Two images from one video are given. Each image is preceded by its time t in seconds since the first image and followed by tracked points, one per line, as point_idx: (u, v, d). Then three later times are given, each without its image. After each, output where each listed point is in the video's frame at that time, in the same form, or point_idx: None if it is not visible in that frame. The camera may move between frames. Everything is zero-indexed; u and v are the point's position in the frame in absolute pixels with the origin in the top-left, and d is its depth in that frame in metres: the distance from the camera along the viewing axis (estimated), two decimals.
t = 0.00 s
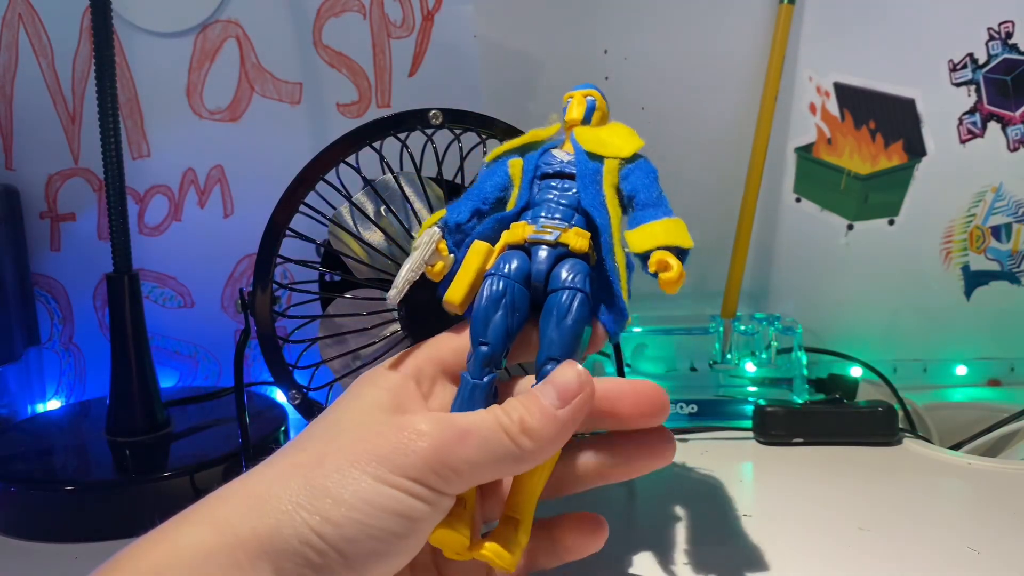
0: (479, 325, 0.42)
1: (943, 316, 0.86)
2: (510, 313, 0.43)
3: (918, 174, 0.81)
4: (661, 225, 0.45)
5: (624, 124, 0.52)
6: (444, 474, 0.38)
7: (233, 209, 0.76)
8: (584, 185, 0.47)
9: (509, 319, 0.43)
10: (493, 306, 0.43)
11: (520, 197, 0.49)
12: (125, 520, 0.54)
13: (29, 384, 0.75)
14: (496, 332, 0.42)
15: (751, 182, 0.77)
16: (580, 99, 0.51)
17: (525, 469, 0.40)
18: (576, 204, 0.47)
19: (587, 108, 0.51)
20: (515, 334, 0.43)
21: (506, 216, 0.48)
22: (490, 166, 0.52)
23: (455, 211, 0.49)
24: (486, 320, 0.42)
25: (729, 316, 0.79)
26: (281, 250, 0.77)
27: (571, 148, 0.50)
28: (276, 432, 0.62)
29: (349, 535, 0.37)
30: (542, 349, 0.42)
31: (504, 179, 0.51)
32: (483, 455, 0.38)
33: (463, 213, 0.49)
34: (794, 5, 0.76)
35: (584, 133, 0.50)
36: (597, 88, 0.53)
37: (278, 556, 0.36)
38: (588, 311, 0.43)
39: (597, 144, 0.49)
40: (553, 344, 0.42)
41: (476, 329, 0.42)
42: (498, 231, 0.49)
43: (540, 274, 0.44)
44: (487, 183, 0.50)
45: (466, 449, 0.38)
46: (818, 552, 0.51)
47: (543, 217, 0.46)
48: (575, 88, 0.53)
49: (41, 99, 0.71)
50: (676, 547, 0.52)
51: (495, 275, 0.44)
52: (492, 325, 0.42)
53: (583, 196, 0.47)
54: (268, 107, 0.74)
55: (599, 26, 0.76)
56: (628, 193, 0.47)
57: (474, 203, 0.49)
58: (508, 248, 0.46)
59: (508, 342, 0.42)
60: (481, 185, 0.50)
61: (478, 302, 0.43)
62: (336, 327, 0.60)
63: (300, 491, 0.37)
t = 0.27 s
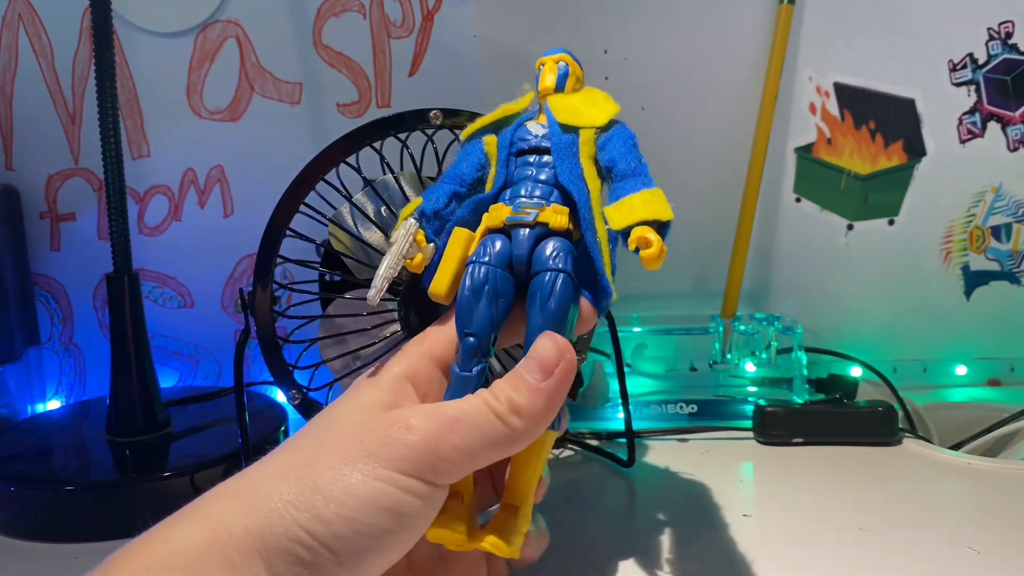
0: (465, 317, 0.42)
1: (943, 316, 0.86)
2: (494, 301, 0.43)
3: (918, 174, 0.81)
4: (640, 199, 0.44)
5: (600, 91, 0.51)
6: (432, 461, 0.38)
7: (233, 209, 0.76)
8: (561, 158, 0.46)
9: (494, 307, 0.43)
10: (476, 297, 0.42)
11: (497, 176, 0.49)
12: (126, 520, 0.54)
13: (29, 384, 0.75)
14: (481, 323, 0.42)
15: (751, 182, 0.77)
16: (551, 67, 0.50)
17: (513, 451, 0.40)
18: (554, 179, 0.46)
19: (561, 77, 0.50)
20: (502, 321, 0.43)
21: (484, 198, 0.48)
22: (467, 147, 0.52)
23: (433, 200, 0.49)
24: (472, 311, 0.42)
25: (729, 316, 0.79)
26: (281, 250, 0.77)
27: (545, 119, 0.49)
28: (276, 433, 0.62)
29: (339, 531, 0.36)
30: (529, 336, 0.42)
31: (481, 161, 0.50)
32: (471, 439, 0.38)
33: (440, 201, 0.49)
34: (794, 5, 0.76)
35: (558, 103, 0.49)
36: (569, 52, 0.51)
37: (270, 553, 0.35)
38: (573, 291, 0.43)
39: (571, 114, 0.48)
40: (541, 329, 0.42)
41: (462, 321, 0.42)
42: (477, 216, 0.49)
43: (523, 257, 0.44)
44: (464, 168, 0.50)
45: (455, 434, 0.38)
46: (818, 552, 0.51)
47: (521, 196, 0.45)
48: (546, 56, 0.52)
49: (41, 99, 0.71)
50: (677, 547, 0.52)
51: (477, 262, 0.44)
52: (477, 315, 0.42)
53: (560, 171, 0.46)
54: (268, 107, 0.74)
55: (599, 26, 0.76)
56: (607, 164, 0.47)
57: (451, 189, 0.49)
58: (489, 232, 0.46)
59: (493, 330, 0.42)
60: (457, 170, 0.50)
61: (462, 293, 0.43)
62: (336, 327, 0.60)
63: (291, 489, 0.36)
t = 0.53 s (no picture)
0: (489, 348, 0.42)
1: (943, 317, 0.86)
2: (519, 331, 0.42)
3: (918, 173, 0.81)
4: (670, 225, 0.43)
5: (621, 88, 0.49)
6: (446, 485, 0.38)
7: (233, 209, 0.76)
8: (584, 174, 0.46)
9: (518, 337, 0.42)
10: (498, 328, 0.42)
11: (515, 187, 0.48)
12: (126, 520, 0.54)
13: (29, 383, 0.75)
14: (506, 355, 0.42)
15: (751, 182, 0.77)
16: (570, 65, 0.49)
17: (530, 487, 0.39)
18: (577, 198, 0.46)
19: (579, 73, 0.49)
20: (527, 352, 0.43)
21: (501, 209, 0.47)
22: (479, 147, 0.50)
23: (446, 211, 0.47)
24: (495, 343, 0.42)
25: (729, 316, 0.79)
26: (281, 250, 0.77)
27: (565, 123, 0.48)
28: (275, 433, 0.62)
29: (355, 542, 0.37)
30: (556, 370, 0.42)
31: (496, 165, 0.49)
32: (487, 469, 0.38)
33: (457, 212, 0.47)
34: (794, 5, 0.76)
35: (580, 108, 0.48)
36: (591, 44, 0.50)
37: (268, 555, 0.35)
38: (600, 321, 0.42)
39: (594, 123, 0.46)
40: (567, 363, 0.42)
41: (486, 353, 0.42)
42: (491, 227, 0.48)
43: (547, 282, 0.43)
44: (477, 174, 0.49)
45: (472, 463, 0.38)
46: (818, 552, 0.51)
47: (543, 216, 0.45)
48: (565, 47, 0.50)
49: (41, 99, 0.71)
50: (677, 547, 0.52)
51: (499, 289, 0.43)
52: (501, 348, 0.42)
53: (583, 190, 0.45)
54: (268, 107, 0.74)
55: (599, 26, 0.76)
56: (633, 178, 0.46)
57: (467, 197, 0.48)
58: (508, 249, 0.45)
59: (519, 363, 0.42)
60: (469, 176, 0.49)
61: (484, 322, 0.42)
62: (336, 327, 0.60)
63: (311, 499, 0.36)
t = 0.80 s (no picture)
0: (467, 336, 0.43)
1: (943, 317, 0.86)
2: (491, 314, 0.43)
3: (919, 174, 0.81)
4: (617, 190, 0.44)
5: (540, 72, 0.49)
6: (462, 478, 0.40)
7: (233, 209, 0.76)
8: (524, 156, 0.46)
9: (490, 320, 0.43)
10: (472, 314, 0.43)
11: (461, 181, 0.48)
12: (127, 520, 0.54)
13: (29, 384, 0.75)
14: (484, 339, 0.43)
15: (752, 182, 0.77)
16: (486, 54, 0.49)
17: (534, 460, 0.42)
18: (520, 178, 0.46)
19: (490, 61, 0.49)
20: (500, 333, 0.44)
21: (454, 204, 0.48)
22: (413, 149, 0.50)
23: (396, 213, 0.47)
24: (471, 329, 0.43)
25: (729, 316, 0.79)
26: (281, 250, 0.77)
27: (494, 113, 0.48)
28: (276, 433, 0.62)
29: (367, 542, 0.37)
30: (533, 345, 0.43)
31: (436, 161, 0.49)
32: (499, 456, 0.40)
33: (409, 212, 0.47)
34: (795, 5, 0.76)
35: (503, 95, 0.48)
36: (500, 32, 0.50)
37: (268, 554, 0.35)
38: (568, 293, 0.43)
39: (524, 107, 0.47)
40: (543, 337, 0.43)
41: (466, 341, 0.43)
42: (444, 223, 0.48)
43: (508, 265, 0.44)
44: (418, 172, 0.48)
45: (485, 454, 0.39)
46: (818, 552, 0.51)
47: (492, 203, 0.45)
48: (478, 40, 0.50)
49: (41, 98, 0.71)
50: (677, 547, 0.51)
51: (467, 279, 0.43)
52: (477, 332, 0.43)
53: (525, 170, 0.46)
54: (268, 107, 0.74)
55: (599, 26, 0.76)
56: (571, 153, 0.46)
57: (415, 197, 0.48)
58: (465, 241, 0.45)
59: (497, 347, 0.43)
60: (410, 176, 0.48)
61: (458, 311, 0.43)
62: (336, 327, 0.60)
63: (310, 500, 0.36)
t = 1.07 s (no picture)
0: (467, 332, 0.42)
1: (943, 317, 0.86)
2: (493, 312, 0.43)
3: (919, 174, 0.81)
4: (624, 185, 0.44)
5: (551, 89, 0.51)
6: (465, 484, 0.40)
7: (233, 209, 0.76)
8: (535, 160, 0.46)
9: (493, 318, 0.42)
10: (475, 310, 0.42)
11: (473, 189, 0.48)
12: (126, 520, 0.54)
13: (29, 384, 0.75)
14: (485, 337, 0.42)
15: (751, 182, 0.77)
16: (498, 69, 0.50)
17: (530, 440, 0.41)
18: (531, 181, 0.46)
19: (503, 77, 0.50)
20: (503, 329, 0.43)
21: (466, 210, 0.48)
22: (429, 165, 0.51)
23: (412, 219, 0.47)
24: (472, 325, 0.42)
25: (729, 317, 0.79)
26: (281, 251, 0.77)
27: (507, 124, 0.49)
28: (276, 433, 0.62)
29: (372, 543, 0.37)
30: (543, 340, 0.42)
31: (450, 172, 0.50)
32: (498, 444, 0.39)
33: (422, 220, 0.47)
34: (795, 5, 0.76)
35: (515, 106, 0.49)
36: (511, 53, 0.52)
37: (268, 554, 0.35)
38: (579, 288, 0.43)
39: (534, 116, 0.48)
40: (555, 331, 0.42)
41: (466, 336, 0.42)
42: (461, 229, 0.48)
43: (517, 263, 0.43)
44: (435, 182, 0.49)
45: (481, 441, 0.39)
46: (818, 552, 0.51)
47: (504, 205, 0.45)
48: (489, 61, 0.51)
49: (41, 98, 0.71)
50: (677, 548, 0.51)
51: (474, 277, 0.43)
52: (479, 329, 0.42)
53: (535, 173, 0.46)
54: (268, 107, 0.74)
55: (599, 26, 0.76)
56: (580, 157, 0.47)
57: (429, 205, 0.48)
58: (477, 242, 0.45)
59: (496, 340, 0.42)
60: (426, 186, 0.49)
61: (462, 309, 0.43)
62: (336, 327, 0.60)
63: (309, 500, 0.36)
